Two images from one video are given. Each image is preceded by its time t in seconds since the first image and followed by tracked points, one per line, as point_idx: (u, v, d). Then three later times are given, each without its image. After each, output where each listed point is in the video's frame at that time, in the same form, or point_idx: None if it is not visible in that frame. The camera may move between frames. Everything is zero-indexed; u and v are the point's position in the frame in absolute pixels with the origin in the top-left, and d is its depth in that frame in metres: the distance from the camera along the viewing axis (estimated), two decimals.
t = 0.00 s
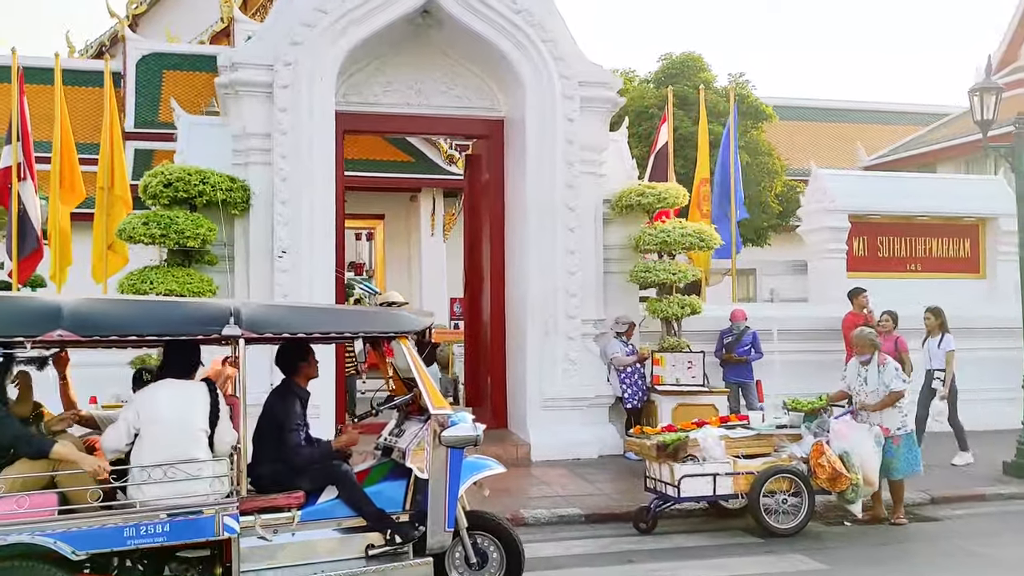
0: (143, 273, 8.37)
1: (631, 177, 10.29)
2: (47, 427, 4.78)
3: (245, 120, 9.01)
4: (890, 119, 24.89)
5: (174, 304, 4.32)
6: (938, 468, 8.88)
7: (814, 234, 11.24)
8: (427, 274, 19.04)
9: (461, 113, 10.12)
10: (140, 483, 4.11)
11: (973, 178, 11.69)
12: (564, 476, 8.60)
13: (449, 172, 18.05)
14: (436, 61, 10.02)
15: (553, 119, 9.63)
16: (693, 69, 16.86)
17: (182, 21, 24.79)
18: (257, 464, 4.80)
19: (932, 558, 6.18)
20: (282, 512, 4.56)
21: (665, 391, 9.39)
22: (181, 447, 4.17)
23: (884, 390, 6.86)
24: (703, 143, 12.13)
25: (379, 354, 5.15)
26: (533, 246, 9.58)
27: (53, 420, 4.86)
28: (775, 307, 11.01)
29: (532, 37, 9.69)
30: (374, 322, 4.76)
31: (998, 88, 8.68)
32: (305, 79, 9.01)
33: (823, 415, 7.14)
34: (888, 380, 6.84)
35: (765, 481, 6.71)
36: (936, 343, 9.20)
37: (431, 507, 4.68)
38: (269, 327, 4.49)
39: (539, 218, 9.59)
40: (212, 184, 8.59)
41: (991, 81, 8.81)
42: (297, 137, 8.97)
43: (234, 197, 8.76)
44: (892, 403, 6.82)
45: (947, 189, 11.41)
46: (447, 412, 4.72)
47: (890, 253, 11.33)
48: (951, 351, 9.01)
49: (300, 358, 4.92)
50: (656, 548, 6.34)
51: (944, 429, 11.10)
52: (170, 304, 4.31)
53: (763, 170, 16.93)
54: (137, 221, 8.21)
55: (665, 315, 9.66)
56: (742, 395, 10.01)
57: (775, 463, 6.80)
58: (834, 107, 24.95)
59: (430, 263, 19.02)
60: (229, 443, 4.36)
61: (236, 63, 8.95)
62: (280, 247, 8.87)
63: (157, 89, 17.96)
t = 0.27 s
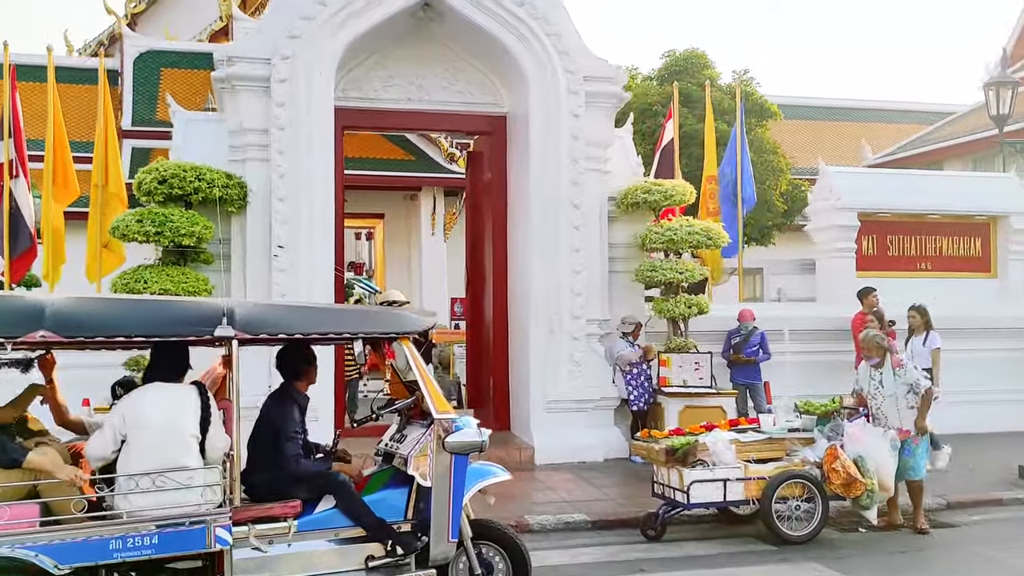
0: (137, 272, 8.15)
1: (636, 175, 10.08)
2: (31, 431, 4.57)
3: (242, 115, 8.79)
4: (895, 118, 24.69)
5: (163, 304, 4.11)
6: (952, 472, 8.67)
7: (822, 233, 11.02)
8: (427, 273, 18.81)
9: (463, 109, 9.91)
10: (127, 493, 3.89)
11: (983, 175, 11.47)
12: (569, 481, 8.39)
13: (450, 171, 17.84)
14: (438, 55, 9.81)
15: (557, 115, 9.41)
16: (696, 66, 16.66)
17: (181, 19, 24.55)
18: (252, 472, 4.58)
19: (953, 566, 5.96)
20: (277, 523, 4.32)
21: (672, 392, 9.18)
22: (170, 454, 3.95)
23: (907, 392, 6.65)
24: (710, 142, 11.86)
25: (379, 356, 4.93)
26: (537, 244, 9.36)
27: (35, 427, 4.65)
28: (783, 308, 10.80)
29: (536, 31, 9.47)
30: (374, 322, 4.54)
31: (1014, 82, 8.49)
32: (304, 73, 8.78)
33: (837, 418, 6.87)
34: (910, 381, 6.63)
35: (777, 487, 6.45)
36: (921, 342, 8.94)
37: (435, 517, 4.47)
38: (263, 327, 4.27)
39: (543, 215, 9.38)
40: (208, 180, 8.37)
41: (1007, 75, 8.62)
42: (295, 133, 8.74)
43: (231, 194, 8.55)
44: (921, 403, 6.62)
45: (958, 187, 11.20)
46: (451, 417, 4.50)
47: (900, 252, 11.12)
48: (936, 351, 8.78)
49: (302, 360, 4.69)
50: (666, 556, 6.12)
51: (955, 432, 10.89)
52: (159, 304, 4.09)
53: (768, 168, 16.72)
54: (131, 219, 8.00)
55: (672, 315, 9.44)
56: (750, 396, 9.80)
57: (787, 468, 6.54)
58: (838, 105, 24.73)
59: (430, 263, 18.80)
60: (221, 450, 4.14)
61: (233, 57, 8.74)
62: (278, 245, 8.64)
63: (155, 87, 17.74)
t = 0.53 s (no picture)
0: (129, 268, 7.93)
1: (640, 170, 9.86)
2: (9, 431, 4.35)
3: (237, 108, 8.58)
4: (899, 115, 24.48)
5: (146, 299, 3.88)
6: (965, 474, 8.45)
7: (830, 230, 10.80)
8: (427, 272, 18.58)
9: (463, 103, 9.69)
10: (108, 500, 3.67)
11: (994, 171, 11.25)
12: (572, 483, 8.17)
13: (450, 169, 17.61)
14: (437, 48, 9.59)
15: (559, 108, 9.19)
16: (699, 62, 16.43)
17: (179, 16, 24.27)
18: (242, 476, 4.37)
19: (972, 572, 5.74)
20: (269, 530, 4.09)
21: (677, 393, 8.97)
22: (153, 458, 3.73)
23: (926, 394, 6.43)
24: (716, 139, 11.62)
25: (376, 355, 4.71)
26: (539, 241, 9.14)
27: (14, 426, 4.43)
28: (790, 306, 10.58)
29: (538, 22, 9.25)
30: (370, 319, 4.32)
31: None
32: (299, 64, 8.54)
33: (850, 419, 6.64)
34: (930, 382, 6.41)
35: (789, 490, 6.23)
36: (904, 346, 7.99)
37: (434, 523, 4.25)
38: (253, 324, 4.05)
39: (546, 210, 9.16)
40: (202, 175, 8.15)
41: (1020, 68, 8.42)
42: (291, 126, 8.50)
43: (225, 188, 8.32)
44: (939, 405, 6.41)
45: (968, 182, 10.97)
46: (451, 418, 4.28)
47: (909, 249, 10.91)
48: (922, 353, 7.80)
49: (302, 361, 4.48)
50: (674, 562, 5.91)
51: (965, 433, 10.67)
52: (141, 299, 3.87)
53: (772, 165, 16.50)
54: (122, 214, 7.79)
55: (677, 314, 9.22)
56: (756, 397, 9.58)
57: (799, 471, 6.32)
58: (842, 102, 24.51)
59: (430, 262, 18.57)
60: (208, 453, 3.93)
61: (227, 48, 8.52)
62: (273, 242, 8.39)
63: (151, 85, 17.51)
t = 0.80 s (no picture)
0: (118, 267, 7.69)
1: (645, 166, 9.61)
2: None
3: (230, 102, 8.33)
4: (904, 113, 24.25)
5: (124, 296, 3.64)
6: (980, 479, 8.21)
7: (839, 227, 10.55)
8: (427, 272, 18.32)
9: (463, 97, 9.45)
10: (84, 513, 3.42)
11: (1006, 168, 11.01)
12: (575, 488, 7.92)
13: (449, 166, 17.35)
14: (437, 41, 9.35)
15: (562, 102, 8.95)
16: (702, 58, 16.17)
17: (176, 13, 23.99)
18: (229, 486, 4.11)
19: None
20: (258, 543, 3.85)
21: (683, 395, 8.75)
22: (132, 468, 3.48)
23: (937, 397, 6.18)
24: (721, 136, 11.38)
25: (372, 356, 4.46)
26: (542, 239, 8.89)
27: None
28: (798, 305, 10.34)
29: (541, 14, 9.01)
30: (364, 319, 4.07)
31: None
32: (294, 57, 8.30)
33: (866, 422, 6.39)
34: (942, 386, 6.16)
35: (802, 498, 5.98)
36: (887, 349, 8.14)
37: (434, 535, 3.98)
38: (239, 325, 3.80)
39: (548, 207, 8.92)
40: (193, 171, 7.89)
41: None
42: (286, 120, 8.25)
43: (218, 185, 8.07)
44: (951, 409, 6.17)
45: (980, 179, 10.73)
46: (451, 424, 4.02)
47: (919, 247, 10.67)
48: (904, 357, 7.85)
49: (291, 363, 4.21)
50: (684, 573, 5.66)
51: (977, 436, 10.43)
52: (119, 297, 3.62)
53: (776, 162, 16.25)
54: (110, 211, 7.54)
55: (683, 314, 8.98)
56: (764, 399, 9.34)
57: (813, 478, 6.07)
58: (846, 100, 24.26)
59: (429, 261, 18.32)
60: (191, 462, 3.68)
61: (220, 40, 8.27)
62: (268, 240, 8.13)
63: (146, 82, 17.25)
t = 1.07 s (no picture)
0: (109, 266, 7.47)
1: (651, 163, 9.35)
2: None
3: (224, 96, 8.09)
4: (909, 112, 24.04)
5: (103, 293, 3.42)
6: (995, 482, 8.00)
7: (847, 225, 10.33)
8: (426, 271, 18.10)
9: (463, 92, 9.23)
10: (62, 525, 3.20)
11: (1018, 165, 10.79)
12: (579, 493, 7.70)
13: (449, 164, 17.12)
14: (437, 34, 9.12)
15: (566, 97, 8.72)
16: (705, 54, 15.93)
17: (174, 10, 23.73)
18: (218, 495, 3.89)
19: None
20: (249, 556, 3.59)
21: (690, 396, 8.54)
22: (116, 476, 3.28)
23: (934, 395, 6.14)
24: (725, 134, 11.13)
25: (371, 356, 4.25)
26: (545, 237, 8.66)
27: None
28: (805, 304, 10.13)
29: (544, 6, 8.76)
30: (359, 318, 3.85)
31: None
32: (290, 49, 8.02)
33: (881, 425, 6.16)
34: (939, 383, 6.14)
35: (816, 506, 5.75)
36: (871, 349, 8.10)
37: (435, 546, 3.78)
38: (228, 324, 3.58)
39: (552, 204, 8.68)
40: (186, 166, 7.66)
41: None
42: (282, 114, 8.00)
43: (211, 181, 7.84)
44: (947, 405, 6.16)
45: (991, 176, 10.52)
46: (453, 430, 3.80)
47: (929, 246, 10.46)
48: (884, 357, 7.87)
49: (281, 364, 3.99)
50: None
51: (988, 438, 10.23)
52: (98, 293, 3.40)
53: (781, 160, 16.03)
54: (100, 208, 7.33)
55: (689, 313, 8.77)
56: (771, 401, 9.14)
57: (827, 483, 5.86)
58: (850, 98, 24.04)
59: (429, 260, 18.10)
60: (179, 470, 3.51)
61: (214, 32, 8.02)
62: (264, 239, 7.89)
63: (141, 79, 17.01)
